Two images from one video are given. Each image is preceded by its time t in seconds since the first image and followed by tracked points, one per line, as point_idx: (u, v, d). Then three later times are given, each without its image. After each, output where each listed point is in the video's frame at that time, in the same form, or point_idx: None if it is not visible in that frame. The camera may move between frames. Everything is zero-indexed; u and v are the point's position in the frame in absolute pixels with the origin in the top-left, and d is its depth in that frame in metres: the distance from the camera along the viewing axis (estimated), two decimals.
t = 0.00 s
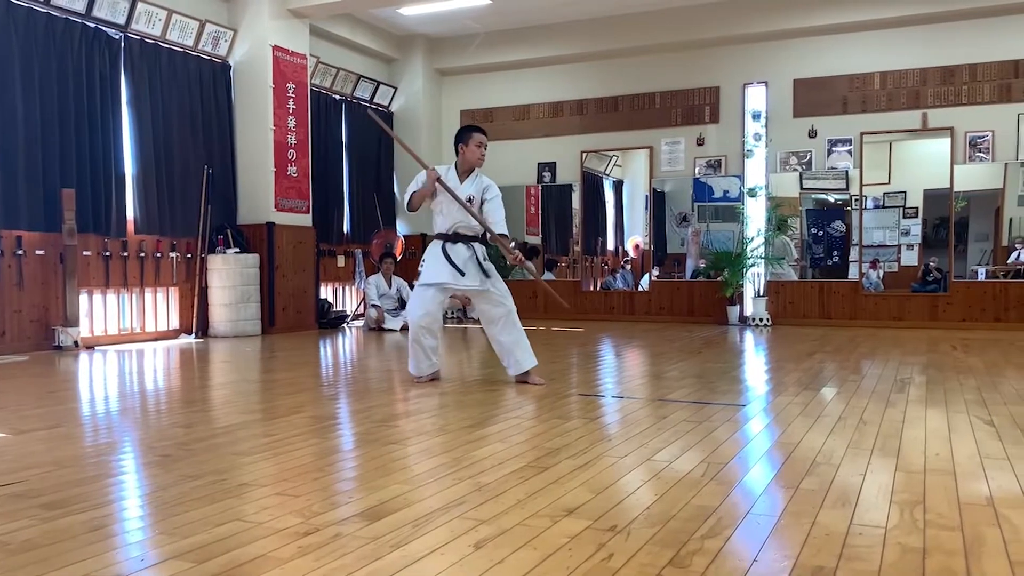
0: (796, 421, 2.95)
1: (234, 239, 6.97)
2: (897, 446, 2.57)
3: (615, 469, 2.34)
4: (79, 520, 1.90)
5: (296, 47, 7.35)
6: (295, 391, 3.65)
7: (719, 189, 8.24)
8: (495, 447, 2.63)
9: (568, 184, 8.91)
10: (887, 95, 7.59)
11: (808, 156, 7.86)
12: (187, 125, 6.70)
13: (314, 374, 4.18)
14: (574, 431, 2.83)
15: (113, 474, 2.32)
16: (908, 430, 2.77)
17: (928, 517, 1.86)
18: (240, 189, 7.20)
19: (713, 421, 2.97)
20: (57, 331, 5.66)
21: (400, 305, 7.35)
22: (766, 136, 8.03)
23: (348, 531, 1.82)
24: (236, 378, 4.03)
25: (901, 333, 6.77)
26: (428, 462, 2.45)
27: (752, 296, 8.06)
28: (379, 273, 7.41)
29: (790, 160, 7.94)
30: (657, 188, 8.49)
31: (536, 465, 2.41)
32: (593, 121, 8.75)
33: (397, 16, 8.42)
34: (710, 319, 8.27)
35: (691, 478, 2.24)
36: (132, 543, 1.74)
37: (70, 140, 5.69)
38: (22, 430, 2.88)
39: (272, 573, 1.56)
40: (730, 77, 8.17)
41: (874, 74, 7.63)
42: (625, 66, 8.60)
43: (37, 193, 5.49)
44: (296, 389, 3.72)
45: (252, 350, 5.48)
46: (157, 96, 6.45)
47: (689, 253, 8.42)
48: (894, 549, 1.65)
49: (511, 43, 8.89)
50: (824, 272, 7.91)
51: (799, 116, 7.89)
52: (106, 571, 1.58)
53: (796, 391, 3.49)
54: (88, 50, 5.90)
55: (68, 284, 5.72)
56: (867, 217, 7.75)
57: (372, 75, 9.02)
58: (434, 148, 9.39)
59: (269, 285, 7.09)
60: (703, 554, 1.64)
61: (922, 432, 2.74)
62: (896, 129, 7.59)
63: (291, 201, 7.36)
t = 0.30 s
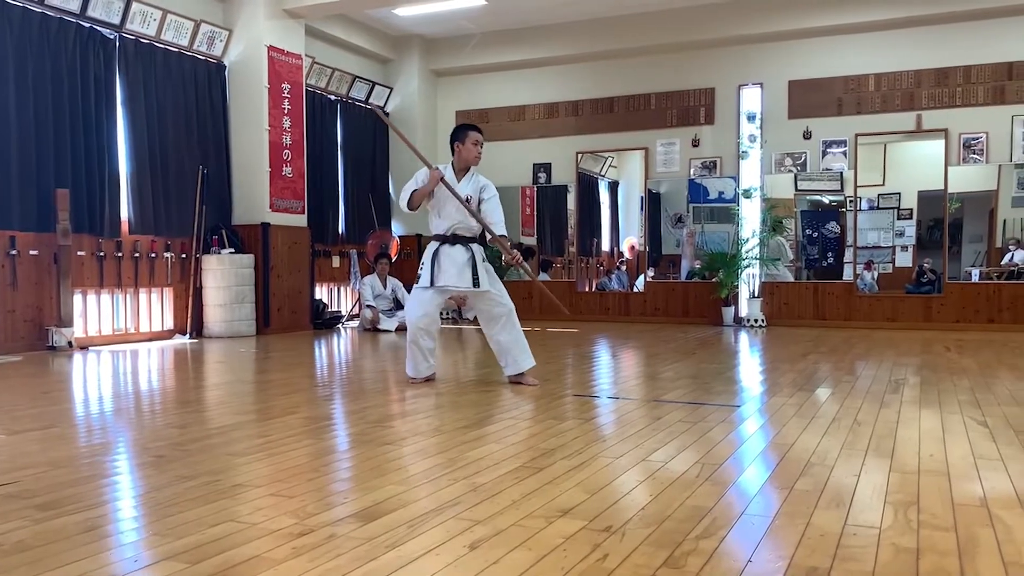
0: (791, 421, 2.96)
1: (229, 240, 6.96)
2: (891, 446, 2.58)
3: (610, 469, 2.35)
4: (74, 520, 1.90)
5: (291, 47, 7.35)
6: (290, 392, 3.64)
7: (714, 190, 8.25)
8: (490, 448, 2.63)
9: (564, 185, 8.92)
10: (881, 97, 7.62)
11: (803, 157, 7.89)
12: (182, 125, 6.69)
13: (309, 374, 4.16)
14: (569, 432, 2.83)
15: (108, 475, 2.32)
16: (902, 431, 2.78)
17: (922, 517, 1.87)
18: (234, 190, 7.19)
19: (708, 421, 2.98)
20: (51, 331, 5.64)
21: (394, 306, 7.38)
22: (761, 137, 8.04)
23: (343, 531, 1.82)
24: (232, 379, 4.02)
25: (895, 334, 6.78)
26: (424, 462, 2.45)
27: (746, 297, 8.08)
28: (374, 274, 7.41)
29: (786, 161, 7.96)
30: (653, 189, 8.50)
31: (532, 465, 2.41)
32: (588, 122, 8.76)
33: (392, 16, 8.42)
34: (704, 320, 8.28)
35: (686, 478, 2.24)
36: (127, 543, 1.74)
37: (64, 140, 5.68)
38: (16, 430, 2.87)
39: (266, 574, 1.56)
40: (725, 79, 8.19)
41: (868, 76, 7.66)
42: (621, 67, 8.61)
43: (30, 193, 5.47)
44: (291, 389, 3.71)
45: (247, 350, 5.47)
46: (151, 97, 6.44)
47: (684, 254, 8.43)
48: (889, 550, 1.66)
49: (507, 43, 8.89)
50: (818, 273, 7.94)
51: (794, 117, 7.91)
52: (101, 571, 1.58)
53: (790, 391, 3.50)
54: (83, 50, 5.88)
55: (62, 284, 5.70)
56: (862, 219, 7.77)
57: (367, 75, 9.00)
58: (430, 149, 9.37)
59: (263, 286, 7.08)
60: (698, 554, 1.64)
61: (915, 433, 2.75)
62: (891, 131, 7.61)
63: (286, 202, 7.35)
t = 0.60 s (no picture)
0: (781, 421, 2.97)
1: (219, 239, 6.94)
2: (880, 447, 2.59)
3: (600, 469, 2.35)
4: (62, 520, 1.89)
5: (282, 46, 7.33)
6: (280, 392, 3.63)
7: (705, 191, 8.27)
8: (480, 448, 2.63)
9: (555, 185, 8.92)
10: (872, 99, 7.65)
11: (793, 159, 7.91)
12: (172, 124, 6.67)
13: (299, 374, 4.15)
14: (559, 433, 2.83)
15: (96, 474, 2.30)
16: (891, 432, 2.79)
17: (911, 518, 1.88)
18: (225, 189, 7.17)
19: (698, 421, 2.98)
20: (40, 331, 5.61)
21: (385, 306, 7.37)
22: (752, 139, 8.07)
23: (332, 531, 1.81)
24: (221, 379, 4.00)
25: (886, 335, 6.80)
26: (414, 462, 2.45)
27: (737, 298, 8.10)
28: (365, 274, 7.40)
29: (776, 163, 7.98)
30: (644, 190, 8.52)
31: (522, 465, 2.41)
32: (580, 122, 8.77)
33: (384, 16, 8.41)
34: (695, 321, 8.30)
35: (675, 478, 2.25)
36: (115, 544, 1.73)
37: (53, 138, 5.65)
38: (3, 430, 2.85)
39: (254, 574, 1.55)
40: (717, 80, 8.21)
41: (858, 78, 7.69)
42: (613, 68, 8.62)
43: (18, 192, 5.45)
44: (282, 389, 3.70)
45: (236, 350, 5.45)
46: (142, 95, 6.42)
47: (675, 254, 8.44)
48: (876, 550, 1.66)
49: (499, 44, 8.88)
50: (808, 274, 7.96)
51: (784, 119, 7.94)
52: (88, 572, 1.57)
53: (780, 392, 3.50)
54: (73, 48, 5.86)
55: (51, 283, 5.68)
56: (852, 220, 7.80)
57: (359, 75, 8.99)
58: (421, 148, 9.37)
59: (254, 286, 7.07)
60: (686, 554, 1.65)
61: (904, 433, 2.76)
62: (881, 133, 7.63)
63: (276, 201, 7.33)
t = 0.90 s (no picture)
0: (764, 421, 2.99)
1: (204, 238, 6.90)
2: (863, 448, 2.60)
3: (585, 470, 2.35)
4: (43, 521, 1.88)
5: (267, 45, 7.30)
6: (265, 392, 3.62)
7: (691, 193, 8.30)
8: (463, 449, 2.63)
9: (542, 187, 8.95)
10: (856, 102, 7.70)
11: (778, 161, 7.95)
12: (157, 122, 6.64)
13: (284, 375, 4.13)
14: (543, 433, 2.83)
15: (79, 475, 2.29)
16: (873, 433, 2.81)
17: (891, 518, 1.89)
18: (210, 188, 7.13)
19: (682, 422, 2.99)
20: (21, 330, 5.57)
21: (371, 306, 7.37)
22: (737, 141, 8.10)
23: (315, 532, 1.81)
24: (205, 379, 3.98)
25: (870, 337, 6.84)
26: (398, 463, 2.45)
27: (722, 299, 8.13)
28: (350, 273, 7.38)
29: (761, 165, 8.02)
30: (630, 192, 8.55)
31: (506, 466, 2.42)
32: (567, 123, 8.78)
33: (370, 15, 8.39)
34: (680, 322, 8.32)
35: (659, 479, 2.26)
36: (96, 544, 1.72)
37: (36, 137, 5.61)
38: None
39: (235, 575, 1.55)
40: (702, 82, 8.24)
41: (843, 81, 7.74)
42: (600, 69, 8.63)
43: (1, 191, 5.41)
44: (267, 390, 3.69)
45: (220, 350, 5.42)
46: (126, 93, 6.38)
47: (661, 255, 8.46)
48: (856, 551, 1.67)
49: (486, 44, 8.88)
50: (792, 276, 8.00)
51: (769, 121, 7.98)
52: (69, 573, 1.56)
53: (763, 393, 3.52)
54: (56, 46, 5.81)
55: (33, 282, 5.64)
56: (837, 222, 7.86)
57: (345, 74, 8.97)
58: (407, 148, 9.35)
59: (239, 285, 7.04)
60: (669, 554, 1.65)
61: (886, 434, 2.78)
62: (865, 136, 7.68)
63: (261, 200, 7.30)
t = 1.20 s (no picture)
0: (747, 421, 3.00)
1: (187, 237, 6.85)
2: (844, 448, 2.62)
3: (568, 470, 2.35)
4: (23, 522, 1.86)
5: (251, 44, 7.27)
6: (248, 393, 3.60)
7: (675, 194, 8.33)
8: (447, 450, 2.62)
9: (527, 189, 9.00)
10: (839, 104, 7.75)
11: (762, 162, 7.99)
12: (139, 121, 6.59)
13: (267, 375, 4.11)
14: (527, 434, 2.83)
15: (59, 476, 2.27)
16: (854, 433, 2.83)
17: (872, 518, 1.91)
18: (193, 188, 7.09)
19: (666, 422, 3.00)
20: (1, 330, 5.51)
21: (355, 306, 7.36)
22: (721, 143, 8.14)
23: (298, 533, 1.80)
24: (187, 379, 3.95)
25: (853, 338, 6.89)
26: (381, 463, 2.44)
27: (705, 300, 8.16)
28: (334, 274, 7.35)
29: (744, 167, 8.06)
30: (615, 193, 8.57)
31: (489, 467, 2.41)
32: (552, 124, 8.79)
33: (355, 15, 8.37)
34: (664, 323, 8.34)
35: (642, 479, 2.26)
36: (76, 546, 1.71)
37: (16, 135, 5.56)
38: None
39: None
40: (687, 84, 8.27)
41: (826, 83, 7.78)
42: (586, 71, 8.65)
43: None
44: (249, 390, 3.66)
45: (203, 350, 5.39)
46: (109, 91, 6.34)
47: (645, 257, 8.49)
48: (837, 550, 1.68)
49: (472, 44, 8.87)
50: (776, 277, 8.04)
51: (753, 123, 8.02)
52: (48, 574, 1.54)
53: (746, 393, 3.53)
54: (37, 43, 5.76)
55: (13, 282, 5.58)
56: (819, 224, 7.93)
57: (330, 74, 8.94)
58: (392, 147, 9.34)
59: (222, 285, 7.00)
60: (651, 554, 1.66)
61: (867, 434, 2.81)
62: (848, 138, 7.73)
63: (245, 200, 7.27)
